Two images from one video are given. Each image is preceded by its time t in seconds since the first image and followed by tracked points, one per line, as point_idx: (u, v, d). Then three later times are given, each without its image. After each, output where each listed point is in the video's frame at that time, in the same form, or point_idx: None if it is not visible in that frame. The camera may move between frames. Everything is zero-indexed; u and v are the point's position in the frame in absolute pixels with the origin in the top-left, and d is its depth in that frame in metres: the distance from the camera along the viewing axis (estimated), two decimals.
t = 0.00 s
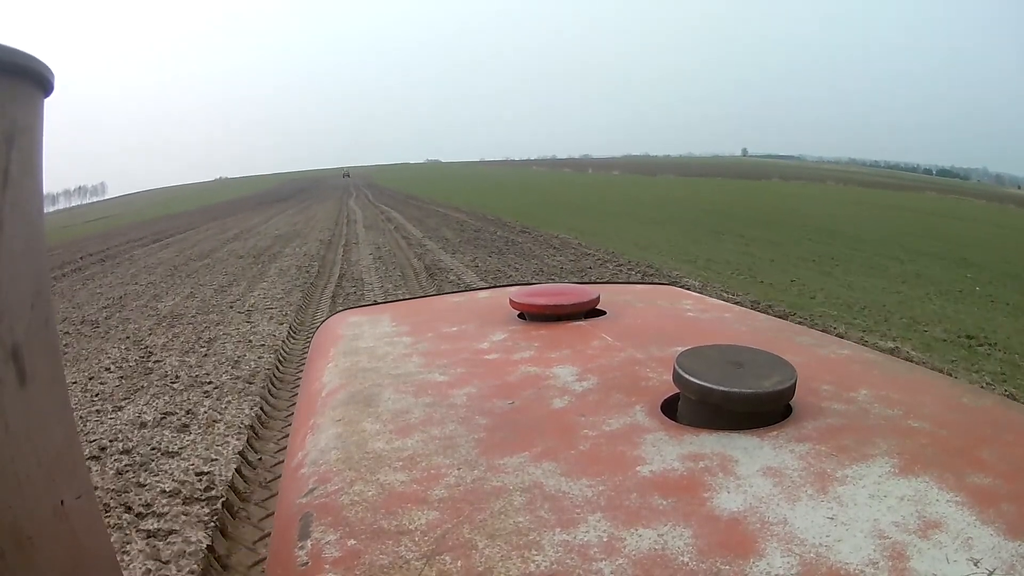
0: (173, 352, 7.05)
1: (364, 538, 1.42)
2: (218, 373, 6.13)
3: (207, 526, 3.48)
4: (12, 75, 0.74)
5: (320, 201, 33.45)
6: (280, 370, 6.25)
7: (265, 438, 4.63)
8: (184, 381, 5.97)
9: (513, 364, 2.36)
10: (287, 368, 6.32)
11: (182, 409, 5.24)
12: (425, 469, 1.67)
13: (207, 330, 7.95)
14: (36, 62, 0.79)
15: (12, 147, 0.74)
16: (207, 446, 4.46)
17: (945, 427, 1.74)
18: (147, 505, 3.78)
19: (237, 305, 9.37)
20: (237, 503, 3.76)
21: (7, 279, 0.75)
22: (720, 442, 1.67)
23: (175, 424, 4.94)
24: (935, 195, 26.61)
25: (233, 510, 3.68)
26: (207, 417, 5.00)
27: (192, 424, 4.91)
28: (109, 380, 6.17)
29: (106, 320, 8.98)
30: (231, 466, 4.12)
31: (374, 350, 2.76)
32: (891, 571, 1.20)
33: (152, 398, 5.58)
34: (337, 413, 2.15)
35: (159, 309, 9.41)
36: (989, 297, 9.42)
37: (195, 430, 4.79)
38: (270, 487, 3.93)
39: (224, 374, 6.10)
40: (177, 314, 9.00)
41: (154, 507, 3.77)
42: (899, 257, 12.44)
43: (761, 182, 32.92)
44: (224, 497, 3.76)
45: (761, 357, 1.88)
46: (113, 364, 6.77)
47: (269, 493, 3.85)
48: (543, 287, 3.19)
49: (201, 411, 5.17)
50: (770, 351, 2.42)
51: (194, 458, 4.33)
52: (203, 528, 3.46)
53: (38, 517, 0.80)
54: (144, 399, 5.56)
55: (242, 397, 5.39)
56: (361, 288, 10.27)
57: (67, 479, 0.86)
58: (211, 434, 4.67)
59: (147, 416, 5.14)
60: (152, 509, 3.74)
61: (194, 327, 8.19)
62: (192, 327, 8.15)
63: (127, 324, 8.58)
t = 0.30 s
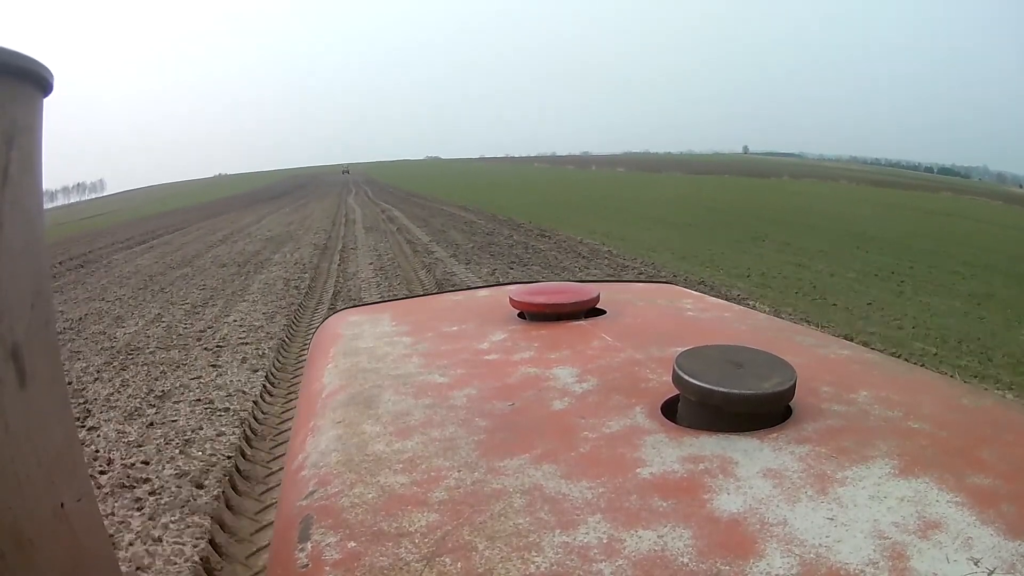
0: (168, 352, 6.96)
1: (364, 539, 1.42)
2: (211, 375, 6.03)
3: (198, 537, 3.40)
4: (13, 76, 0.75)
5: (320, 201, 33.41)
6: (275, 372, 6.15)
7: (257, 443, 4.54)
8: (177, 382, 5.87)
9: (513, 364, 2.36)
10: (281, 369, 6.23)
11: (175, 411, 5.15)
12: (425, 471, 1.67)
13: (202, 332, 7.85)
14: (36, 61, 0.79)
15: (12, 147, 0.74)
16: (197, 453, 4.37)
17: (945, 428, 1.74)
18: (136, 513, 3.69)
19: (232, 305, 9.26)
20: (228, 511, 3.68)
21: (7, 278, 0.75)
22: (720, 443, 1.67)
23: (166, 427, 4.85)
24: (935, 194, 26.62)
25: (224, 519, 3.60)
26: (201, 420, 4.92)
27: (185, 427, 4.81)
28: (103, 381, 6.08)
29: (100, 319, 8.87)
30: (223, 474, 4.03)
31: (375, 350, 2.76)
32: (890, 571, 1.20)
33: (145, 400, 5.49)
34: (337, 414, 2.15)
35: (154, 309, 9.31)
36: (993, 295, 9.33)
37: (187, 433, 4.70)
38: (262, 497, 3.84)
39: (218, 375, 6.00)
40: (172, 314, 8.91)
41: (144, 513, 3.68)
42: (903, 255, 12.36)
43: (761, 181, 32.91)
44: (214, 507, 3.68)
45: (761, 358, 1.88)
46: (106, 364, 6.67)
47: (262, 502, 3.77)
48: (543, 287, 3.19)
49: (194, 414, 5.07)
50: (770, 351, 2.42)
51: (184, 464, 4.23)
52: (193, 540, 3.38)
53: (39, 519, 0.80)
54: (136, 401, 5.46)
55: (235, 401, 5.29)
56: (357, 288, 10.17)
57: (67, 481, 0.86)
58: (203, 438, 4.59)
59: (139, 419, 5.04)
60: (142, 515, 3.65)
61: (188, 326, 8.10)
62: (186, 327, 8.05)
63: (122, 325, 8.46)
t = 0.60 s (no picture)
0: (163, 351, 6.92)
1: (364, 539, 1.42)
2: (206, 374, 5.98)
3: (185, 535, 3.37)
4: (13, 78, 0.74)
5: (319, 200, 33.39)
6: (271, 372, 6.11)
7: (249, 443, 4.51)
8: (172, 382, 5.83)
9: (513, 363, 2.36)
10: (277, 369, 6.19)
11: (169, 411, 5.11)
12: (425, 470, 1.67)
13: (197, 330, 7.81)
14: (36, 65, 0.79)
15: (11, 150, 0.74)
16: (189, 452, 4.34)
17: (945, 428, 1.74)
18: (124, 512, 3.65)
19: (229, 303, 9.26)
20: (217, 509, 3.66)
21: (7, 279, 0.75)
22: (720, 442, 1.67)
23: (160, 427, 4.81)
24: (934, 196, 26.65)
25: (212, 518, 3.57)
26: (195, 420, 4.88)
27: (178, 427, 4.78)
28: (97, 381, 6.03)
29: (97, 318, 8.84)
30: (213, 474, 4.00)
31: (374, 348, 2.75)
32: (891, 571, 1.20)
33: (139, 400, 5.45)
34: (337, 412, 2.15)
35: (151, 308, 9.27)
36: (998, 300, 9.28)
37: (180, 433, 4.67)
38: (252, 495, 3.82)
39: (212, 375, 5.96)
40: (167, 313, 8.86)
41: (132, 513, 3.65)
42: (906, 258, 12.32)
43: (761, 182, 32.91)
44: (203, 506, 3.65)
45: (761, 357, 1.88)
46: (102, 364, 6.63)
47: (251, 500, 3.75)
48: (543, 285, 3.19)
49: (188, 414, 5.03)
50: (769, 349, 2.42)
51: (175, 463, 4.21)
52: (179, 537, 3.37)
53: (39, 519, 0.81)
54: (130, 401, 5.42)
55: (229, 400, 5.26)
56: (354, 287, 10.12)
57: (67, 481, 0.86)
58: (196, 438, 4.56)
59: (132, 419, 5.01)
60: (131, 514, 3.62)
61: (184, 326, 8.05)
62: (182, 327, 8.00)
63: (117, 323, 8.44)
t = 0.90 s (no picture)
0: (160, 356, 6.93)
1: (364, 539, 1.42)
2: (203, 381, 5.95)
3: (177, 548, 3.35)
4: (14, 76, 0.74)
5: (318, 203, 33.32)
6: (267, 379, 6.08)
7: (245, 450, 4.53)
8: (167, 387, 5.82)
9: (513, 364, 2.36)
10: (273, 374, 6.20)
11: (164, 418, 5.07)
12: (425, 470, 1.67)
13: (194, 334, 7.82)
14: (37, 63, 0.79)
15: (13, 149, 0.74)
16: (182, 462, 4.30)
17: (944, 428, 1.74)
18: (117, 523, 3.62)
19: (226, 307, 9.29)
20: (210, 521, 3.64)
21: (7, 278, 0.75)
22: (721, 443, 1.67)
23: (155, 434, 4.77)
24: (934, 198, 26.61)
25: (208, 526, 3.59)
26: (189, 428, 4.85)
27: (174, 435, 4.74)
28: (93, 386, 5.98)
29: (91, 323, 8.76)
30: (209, 480, 4.03)
31: (374, 350, 2.75)
32: (891, 571, 1.20)
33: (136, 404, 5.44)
34: (337, 414, 2.15)
35: (146, 313, 9.20)
36: (1005, 301, 9.21)
37: (177, 438, 4.69)
38: (247, 503, 3.85)
39: (208, 381, 5.92)
40: (165, 317, 8.87)
41: (129, 517, 3.68)
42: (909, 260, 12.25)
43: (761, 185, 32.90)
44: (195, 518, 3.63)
45: (761, 358, 1.88)
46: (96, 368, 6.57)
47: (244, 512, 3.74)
48: (544, 287, 3.19)
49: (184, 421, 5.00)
50: (769, 350, 2.42)
51: (171, 468, 4.24)
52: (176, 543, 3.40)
53: (39, 519, 0.80)
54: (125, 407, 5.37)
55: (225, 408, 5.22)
56: (352, 292, 10.14)
57: (67, 481, 0.86)
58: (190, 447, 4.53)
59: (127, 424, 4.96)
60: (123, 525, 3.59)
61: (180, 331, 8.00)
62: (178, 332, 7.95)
63: (115, 326, 8.46)
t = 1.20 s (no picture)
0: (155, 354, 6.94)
1: (364, 538, 1.42)
2: (195, 381, 5.91)
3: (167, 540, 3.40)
4: (13, 77, 0.74)
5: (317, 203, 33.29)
6: (260, 376, 6.09)
7: (237, 448, 4.53)
8: (162, 386, 5.82)
9: (513, 364, 2.36)
10: (268, 373, 6.20)
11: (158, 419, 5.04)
12: (425, 470, 1.67)
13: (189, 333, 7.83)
14: (36, 63, 0.79)
15: (12, 150, 0.74)
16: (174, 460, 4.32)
17: (944, 428, 1.74)
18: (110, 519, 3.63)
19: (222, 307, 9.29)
20: (200, 517, 3.66)
21: (7, 280, 0.75)
22: (721, 443, 1.67)
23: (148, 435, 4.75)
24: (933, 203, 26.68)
25: (199, 523, 3.60)
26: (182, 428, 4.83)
27: (167, 434, 4.74)
28: (85, 387, 5.93)
29: (86, 323, 8.76)
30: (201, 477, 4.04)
31: (374, 349, 2.75)
32: (891, 571, 1.20)
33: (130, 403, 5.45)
34: (337, 413, 2.14)
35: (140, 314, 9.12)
36: (1012, 309, 9.16)
37: (171, 437, 4.69)
38: (239, 500, 3.86)
39: (202, 380, 5.92)
40: (160, 316, 8.88)
41: (121, 513, 3.69)
42: (911, 266, 12.23)
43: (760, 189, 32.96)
44: (185, 512, 3.68)
45: (760, 358, 1.88)
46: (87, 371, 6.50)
47: (234, 503, 3.81)
48: (544, 286, 3.19)
49: (177, 421, 4.98)
50: (769, 351, 2.42)
51: (163, 466, 4.24)
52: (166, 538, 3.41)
53: (38, 519, 0.80)
54: (117, 408, 5.34)
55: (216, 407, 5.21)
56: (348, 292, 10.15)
57: (67, 481, 0.86)
58: (182, 446, 4.54)
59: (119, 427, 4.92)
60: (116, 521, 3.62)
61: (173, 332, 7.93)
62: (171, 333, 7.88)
63: (110, 325, 8.47)
